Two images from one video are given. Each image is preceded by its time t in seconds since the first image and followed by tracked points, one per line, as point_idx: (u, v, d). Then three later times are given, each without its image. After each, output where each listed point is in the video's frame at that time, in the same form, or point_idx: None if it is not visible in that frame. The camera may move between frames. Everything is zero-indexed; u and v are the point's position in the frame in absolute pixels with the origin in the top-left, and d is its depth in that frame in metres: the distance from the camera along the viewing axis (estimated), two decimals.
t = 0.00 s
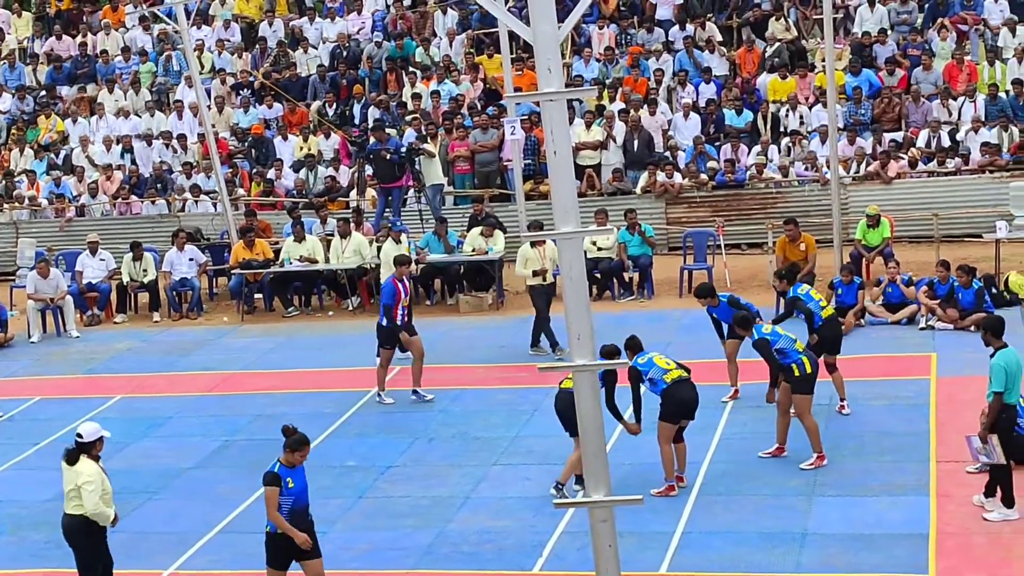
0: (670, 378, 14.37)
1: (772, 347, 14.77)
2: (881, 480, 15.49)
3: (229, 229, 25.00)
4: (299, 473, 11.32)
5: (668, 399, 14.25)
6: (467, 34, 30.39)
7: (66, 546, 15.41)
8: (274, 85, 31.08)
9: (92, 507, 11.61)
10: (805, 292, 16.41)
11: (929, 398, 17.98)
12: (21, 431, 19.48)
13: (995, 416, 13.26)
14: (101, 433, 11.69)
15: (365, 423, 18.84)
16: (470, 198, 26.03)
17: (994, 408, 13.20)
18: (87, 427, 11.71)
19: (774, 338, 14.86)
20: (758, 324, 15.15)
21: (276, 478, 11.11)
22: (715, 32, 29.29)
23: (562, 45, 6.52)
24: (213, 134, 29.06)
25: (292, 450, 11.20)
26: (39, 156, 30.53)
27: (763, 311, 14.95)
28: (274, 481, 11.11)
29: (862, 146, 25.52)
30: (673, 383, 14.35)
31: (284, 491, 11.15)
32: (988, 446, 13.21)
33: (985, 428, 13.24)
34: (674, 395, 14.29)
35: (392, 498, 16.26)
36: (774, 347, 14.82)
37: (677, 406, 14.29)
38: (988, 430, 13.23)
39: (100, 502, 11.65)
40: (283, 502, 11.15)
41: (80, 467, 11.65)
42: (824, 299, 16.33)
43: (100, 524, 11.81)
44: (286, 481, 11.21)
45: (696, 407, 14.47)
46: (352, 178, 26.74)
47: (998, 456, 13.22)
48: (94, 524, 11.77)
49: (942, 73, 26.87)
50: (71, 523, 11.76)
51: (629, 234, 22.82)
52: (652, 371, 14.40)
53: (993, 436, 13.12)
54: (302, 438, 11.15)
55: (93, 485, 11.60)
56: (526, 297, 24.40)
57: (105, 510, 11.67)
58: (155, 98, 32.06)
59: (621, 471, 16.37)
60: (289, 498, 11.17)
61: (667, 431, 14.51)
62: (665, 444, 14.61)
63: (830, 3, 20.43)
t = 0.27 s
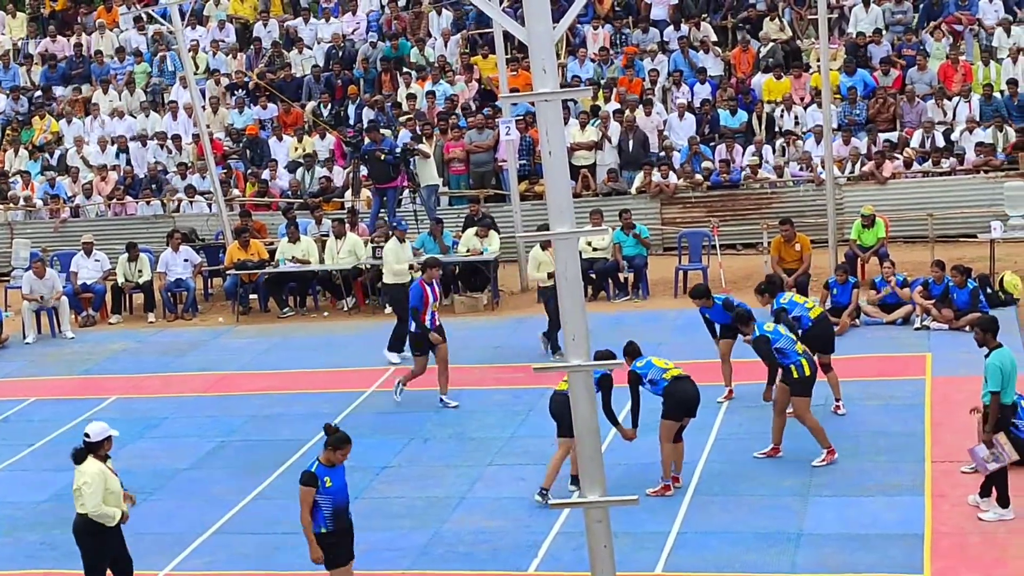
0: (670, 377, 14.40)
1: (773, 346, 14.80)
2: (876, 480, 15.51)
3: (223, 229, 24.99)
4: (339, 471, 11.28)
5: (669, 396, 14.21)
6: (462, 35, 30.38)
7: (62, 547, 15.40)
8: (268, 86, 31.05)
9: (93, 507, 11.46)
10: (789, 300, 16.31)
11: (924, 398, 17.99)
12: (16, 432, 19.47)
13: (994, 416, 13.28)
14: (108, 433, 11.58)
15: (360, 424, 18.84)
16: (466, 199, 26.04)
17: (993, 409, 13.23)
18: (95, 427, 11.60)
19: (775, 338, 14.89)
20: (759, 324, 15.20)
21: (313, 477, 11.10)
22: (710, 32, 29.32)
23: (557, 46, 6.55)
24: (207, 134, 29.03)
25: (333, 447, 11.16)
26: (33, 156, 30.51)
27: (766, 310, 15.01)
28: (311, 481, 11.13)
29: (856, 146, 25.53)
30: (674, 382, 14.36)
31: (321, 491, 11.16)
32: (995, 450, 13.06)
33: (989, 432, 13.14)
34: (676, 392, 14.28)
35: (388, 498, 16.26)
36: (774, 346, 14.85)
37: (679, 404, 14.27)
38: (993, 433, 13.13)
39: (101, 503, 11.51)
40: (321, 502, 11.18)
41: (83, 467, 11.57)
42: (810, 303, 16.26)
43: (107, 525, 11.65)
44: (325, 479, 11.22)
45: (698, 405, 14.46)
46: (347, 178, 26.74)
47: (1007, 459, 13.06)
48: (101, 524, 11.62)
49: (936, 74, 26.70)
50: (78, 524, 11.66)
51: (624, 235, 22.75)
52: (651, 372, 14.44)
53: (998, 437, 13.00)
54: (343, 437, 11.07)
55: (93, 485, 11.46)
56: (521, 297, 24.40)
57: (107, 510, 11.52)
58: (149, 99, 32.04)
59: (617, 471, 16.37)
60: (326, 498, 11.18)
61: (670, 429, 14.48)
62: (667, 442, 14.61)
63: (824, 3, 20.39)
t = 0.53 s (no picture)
0: (669, 375, 14.40)
1: (787, 348, 14.77)
2: (872, 479, 15.51)
3: (220, 229, 24.99)
4: (377, 477, 11.27)
5: (670, 395, 14.24)
6: (458, 34, 30.39)
7: (58, 547, 15.39)
8: (265, 85, 31.06)
9: (104, 500, 11.48)
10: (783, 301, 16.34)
11: (921, 397, 17.99)
12: (13, 432, 19.45)
13: (992, 415, 13.26)
14: (121, 428, 11.57)
15: (356, 423, 18.83)
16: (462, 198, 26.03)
17: (991, 408, 13.22)
18: (108, 421, 11.59)
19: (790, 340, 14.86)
20: (778, 323, 15.18)
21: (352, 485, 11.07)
22: (706, 31, 29.26)
23: (554, 45, 6.52)
24: (204, 133, 29.02)
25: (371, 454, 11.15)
26: (30, 156, 30.49)
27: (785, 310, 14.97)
28: (349, 488, 11.09)
29: (852, 145, 25.52)
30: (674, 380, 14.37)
31: (361, 498, 11.16)
32: (988, 449, 13.09)
33: (984, 431, 13.17)
34: (677, 391, 14.30)
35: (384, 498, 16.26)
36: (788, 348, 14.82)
37: (680, 403, 14.29)
38: (988, 433, 13.16)
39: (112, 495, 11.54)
40: (361, 509, 11.19)
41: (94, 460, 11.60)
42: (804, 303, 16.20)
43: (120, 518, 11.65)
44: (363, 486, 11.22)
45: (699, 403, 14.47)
46: (344, 178, 26.75)
47: (1000, 459, 13.10)
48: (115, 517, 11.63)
49: (933, 73, 26.81)
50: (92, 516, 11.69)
51: (620, 234, 22.77)
52: (652, 371, 14.43)
53: (993, 436, 13.03)
54: (380, 443, 11.06)
55: (104, 478, 11.49)
56: (517, 296, 24.41)
57: (117, 504, 11.53)
58: (146, 98, 32.04)
59: (615, 470, 16.35)
60: (366, 505, 11.17)
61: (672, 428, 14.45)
62: (671, 440, 14.61)
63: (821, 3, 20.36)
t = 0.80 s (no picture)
0: (674, 380, 14.33)
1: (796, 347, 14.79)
2: (869, 478, 15.52)
3: (216, 228, 24.99)
4: (417, 473, 11.06)
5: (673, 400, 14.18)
6: (455, 34, 30.41)
7: (54, 547, 15.38)
8: (261, 85, 31.06)
9: (119, 498, 11.52)
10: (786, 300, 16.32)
11: (918, 396, 18.00)
12: (9, 432, 19.45)
13: (987, 415, 13.28)
14: (130, 425, 11.60)
15: (352, 423, 18.84)
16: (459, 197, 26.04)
17: (987, 407, 13.23)
18: (117, 419, 11.62)
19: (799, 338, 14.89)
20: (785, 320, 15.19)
21: (398, 484, 10.85)
22: (702, 30, 29.31)
23: (550, 44, 6.50)
24: (200, 133, 29.02)
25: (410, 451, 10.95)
26: (26, 156, 30.48)
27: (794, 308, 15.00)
28: (394, 486, 10.85)
29: (849, 144, 25.53)
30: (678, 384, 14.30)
31: (406, 496, 10.92)
32: (979, 446, 13.06)
33: (977, 429, 13.13)
34: (681, 395, 14.22)
35: (381, 497, 16.27)
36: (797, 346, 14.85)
37: (683, 408, 14.22)
38: (980, 431, 13.13)
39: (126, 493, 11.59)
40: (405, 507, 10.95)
41: (105, 459, 11.62)
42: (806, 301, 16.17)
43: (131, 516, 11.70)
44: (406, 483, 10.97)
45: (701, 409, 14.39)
46: (340, 177, 26.75)
47: (989, 457, 13.07)
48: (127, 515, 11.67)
49: (930, 71, 26.93)
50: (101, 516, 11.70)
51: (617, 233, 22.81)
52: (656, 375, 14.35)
53: (984, 434, 13.00)
54: (421, 440, 10.89)
55: (117, 476, 11.52)
56: (514, 296, 24.43)
57: (131, 501, 11.59)
58: (142, 97, 32.04)
59: (612, 470, 16.34)
60: (411, 502, 10.96)
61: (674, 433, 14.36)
62: (672, 444, 14.53)
63: (817, 3, 20.35)
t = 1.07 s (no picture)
0: (685, 391, 14.18)
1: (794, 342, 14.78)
2: (866, 477, 15.52)
3: (212, 228, 24.99)
4: (462, 478, 11.04)
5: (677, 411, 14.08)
6: (452, 33, 30.39)
7: (51, 547, 15.37)
8: (257, 84, 31.05)
9: (143, 499, 11.64)
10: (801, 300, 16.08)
11: (914, 395, 18.01)
12: (5, 431, 19.43)
13: (982, 414, 13.29)
14: (137, 425, 11.75)
15: (349, 422, 18.83)
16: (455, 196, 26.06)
17: (982, 408, 13.23)
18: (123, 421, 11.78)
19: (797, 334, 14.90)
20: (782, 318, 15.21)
21: (448, 485, 10.84)
22: (698, 30, 29.32)
23: (547, 43, 6.49)
24: (196, 133, 29.01)
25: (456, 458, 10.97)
26: (22, 155, 30.46)
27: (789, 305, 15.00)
28: (442, 489, 10.83)
29: (845, 143, 25.53)
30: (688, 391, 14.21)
31: (453, 498, 10.87)
32: (978, 446, 13.23)
33: (975, 429, 13.27)
34: (689, 407, 14.08)
35: (377, 497, 16.26)
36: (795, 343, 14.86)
37: (690, 418, 14.09)
38: (978, 431, 13.27)
39: (148, 493, 11.73)
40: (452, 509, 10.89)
41: (121, 462, 11.68)
42: (820, 303, 16.04)
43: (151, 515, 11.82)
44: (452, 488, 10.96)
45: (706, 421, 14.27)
46: (337, 177, 26.73)
47: (990, 457, 13.23)
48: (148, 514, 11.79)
49: (926, 72, 26.81)
50: (116, 519, 11.76)
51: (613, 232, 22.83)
52: (666, 383, 14.29)
53: (981, 437, 13.13)
54: (467, 443, 10.94)
55: (138, 478, 11.61)
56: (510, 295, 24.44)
57: (153, 500, 11.72)
58: (138, 97, 32.04)
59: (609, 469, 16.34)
60: (458, 505, 10.91)
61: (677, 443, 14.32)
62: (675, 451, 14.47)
63: (813, 2, 20.33)
